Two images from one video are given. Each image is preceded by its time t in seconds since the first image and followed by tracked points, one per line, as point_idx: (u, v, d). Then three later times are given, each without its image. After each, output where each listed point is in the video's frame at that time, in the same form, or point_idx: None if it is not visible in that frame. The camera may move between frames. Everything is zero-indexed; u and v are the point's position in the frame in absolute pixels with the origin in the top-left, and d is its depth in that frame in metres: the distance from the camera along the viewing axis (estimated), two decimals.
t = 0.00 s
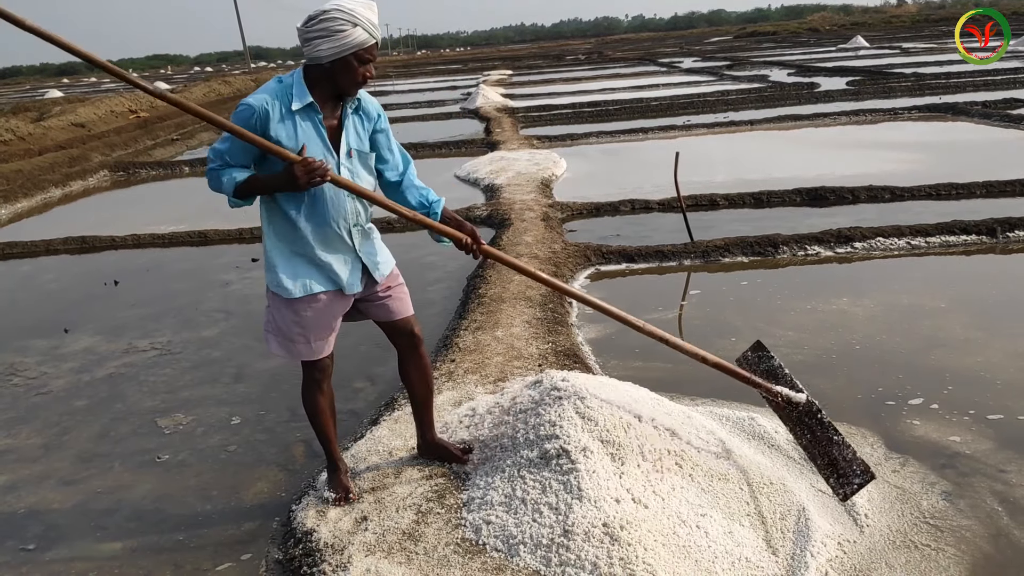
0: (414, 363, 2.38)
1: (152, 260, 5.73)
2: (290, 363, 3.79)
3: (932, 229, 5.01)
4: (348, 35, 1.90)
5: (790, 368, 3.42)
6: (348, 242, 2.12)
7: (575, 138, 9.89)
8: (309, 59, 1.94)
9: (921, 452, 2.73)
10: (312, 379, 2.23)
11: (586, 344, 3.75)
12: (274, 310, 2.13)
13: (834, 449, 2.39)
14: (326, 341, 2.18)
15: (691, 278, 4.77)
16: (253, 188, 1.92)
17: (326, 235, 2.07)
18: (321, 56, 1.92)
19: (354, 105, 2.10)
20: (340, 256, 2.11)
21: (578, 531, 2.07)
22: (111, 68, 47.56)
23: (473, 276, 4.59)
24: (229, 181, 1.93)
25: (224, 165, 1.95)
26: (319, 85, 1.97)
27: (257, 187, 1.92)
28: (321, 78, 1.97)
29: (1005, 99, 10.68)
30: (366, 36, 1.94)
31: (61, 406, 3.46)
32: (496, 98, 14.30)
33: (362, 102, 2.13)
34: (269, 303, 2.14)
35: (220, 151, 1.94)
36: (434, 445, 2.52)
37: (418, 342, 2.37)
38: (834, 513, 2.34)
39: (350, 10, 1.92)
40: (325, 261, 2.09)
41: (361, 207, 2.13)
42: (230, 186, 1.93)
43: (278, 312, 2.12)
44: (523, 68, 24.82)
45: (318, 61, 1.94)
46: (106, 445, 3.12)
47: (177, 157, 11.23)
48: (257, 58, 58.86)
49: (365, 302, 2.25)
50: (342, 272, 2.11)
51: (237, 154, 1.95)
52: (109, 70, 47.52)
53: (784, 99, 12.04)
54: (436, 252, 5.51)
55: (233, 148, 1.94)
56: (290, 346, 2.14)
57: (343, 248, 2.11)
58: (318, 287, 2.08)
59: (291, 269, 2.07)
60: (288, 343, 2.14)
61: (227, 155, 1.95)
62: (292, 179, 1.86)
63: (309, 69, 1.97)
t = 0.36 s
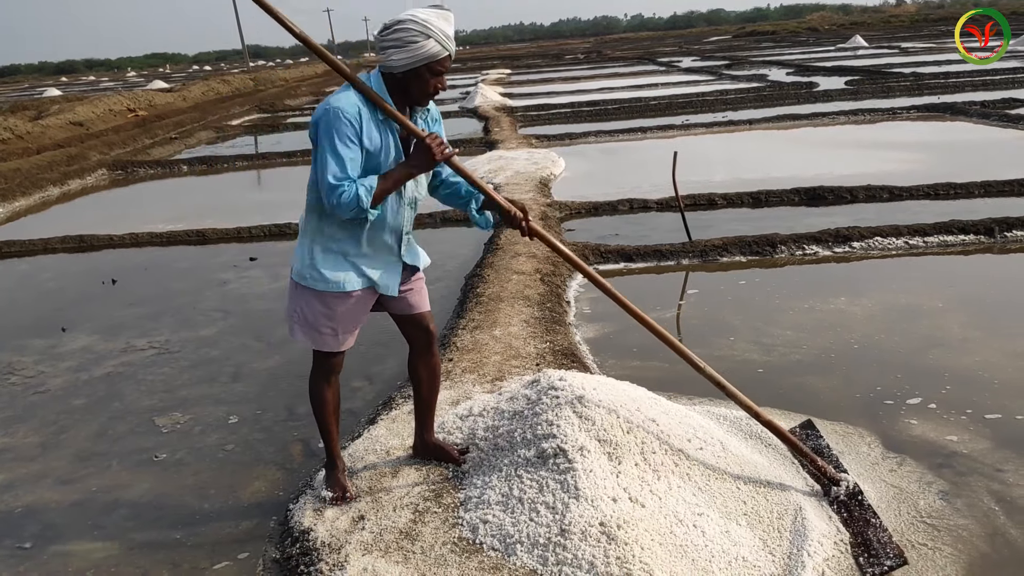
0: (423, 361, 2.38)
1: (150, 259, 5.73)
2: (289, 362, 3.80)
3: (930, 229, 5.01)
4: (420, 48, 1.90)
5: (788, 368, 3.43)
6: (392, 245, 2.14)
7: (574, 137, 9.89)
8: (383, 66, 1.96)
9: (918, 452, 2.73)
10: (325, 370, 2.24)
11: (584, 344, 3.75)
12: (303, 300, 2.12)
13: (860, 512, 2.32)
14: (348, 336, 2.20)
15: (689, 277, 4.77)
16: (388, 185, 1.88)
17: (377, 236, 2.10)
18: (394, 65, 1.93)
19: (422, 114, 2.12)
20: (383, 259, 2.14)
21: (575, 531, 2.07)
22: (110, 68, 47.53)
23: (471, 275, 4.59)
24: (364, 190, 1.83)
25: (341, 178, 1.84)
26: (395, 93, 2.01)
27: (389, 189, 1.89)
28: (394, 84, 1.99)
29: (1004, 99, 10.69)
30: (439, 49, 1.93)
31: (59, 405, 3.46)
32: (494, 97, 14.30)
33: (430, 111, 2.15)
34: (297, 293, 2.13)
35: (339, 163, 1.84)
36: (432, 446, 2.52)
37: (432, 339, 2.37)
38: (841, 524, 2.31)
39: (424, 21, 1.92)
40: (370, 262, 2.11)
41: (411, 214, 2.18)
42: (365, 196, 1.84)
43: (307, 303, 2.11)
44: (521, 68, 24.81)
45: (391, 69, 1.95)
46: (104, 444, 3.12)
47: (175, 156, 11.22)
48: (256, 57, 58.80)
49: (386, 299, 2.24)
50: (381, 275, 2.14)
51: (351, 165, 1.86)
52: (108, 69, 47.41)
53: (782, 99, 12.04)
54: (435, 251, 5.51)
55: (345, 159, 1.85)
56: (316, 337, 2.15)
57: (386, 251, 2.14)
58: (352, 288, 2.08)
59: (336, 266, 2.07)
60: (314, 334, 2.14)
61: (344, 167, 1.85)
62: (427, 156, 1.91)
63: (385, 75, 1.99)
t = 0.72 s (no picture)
0: (423, 358, 2.39)
1: (149, 259, 5.72)
2: (288, 362, 3.80)
3: (928, 230, 5.03)
4: (480, 95, 1.91)
5: (786, 368, 3.44)
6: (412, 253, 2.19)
7: (573, 137, 9.90)
8: (443, 104, 1.97)
9: (916, 453, 2.74)
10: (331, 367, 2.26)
11: (582, 344, 3.76)
12: (309, 293, 2.13)
13: (858, 513, 2.33)
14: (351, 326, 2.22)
15: (687, 278, 4.78)
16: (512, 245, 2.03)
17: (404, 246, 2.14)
18: (452, 108, 1.94)
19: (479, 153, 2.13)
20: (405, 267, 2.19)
21: (573, 531, 2.07)
22: (108, 67, 47.53)
23: (471, 276, 4.60)
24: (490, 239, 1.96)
25: (468, 222, 1.92)
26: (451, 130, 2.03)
27: (512, 247, 2.04)
28: (454, 124, 2.00)
29: (1001, 100, 10.73)
30: (498, 98, 1.94)
31: (57, 405, 3.46)
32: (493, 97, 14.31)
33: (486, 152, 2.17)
34: (304, 287, 2.14)
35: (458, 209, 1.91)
36: (431, 447, 2.52)
37: (431, 337, 2.38)
38: (838, 524, 2.32)
39: (489, 70, 1.91)
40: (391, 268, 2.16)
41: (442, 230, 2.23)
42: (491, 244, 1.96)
43: (313, 296, 2.13)
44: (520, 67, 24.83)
45: (449, 109, 1.96)
46: (102, 444, 3.12)
47: (173, 155, 11.20)
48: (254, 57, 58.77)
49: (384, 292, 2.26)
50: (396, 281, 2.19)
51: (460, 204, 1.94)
52: (106, 68, 47.30)
53: (780, 99, 12.06)
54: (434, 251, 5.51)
55: (455, 198, 1.91)
56: (322, 329, 2.17)
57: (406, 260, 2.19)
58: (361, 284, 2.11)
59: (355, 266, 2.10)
60: (320, 326, 2.16)
61: (459, 209, 1.92)
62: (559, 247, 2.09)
63: (445, 113, 1.99)
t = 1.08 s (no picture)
0: (412, 355, 2.39)
1: (148, 257, 5.72)
2: (287, 360, 3.80)
3: (926, 229, 5.03)
4: (446, 84, 1.91)
5: (785, 367, 3.44)
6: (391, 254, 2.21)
7: (571, 137, 9.89)
8: (407, 97, 1.97)
9: (916, 451, 2.74)
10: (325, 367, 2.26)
11: (581, 343, 3.76)
12: (291, 296, 2.13)
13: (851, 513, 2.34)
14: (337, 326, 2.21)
15: (686, 277, 4.78)
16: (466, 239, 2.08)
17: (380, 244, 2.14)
18: (417, 98, 1.95)
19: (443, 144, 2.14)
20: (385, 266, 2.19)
21: (574, 528, 2.08)
22: (106, 66, 47.52)
23: (469, 274, 4.59)
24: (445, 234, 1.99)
25: (424, 215, 1.95)
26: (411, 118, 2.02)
27: (463, 241, 2.09)
28: (417, 117, 2.01)
29: (1000, 100, 10.74)
30: (465, 87, 1.95)
31: (56, 403, 3.46)
32: (492, 96, 14.30)
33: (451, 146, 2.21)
34: (285, 291, 2.13)
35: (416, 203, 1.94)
36: (432, 445, 2.53)
37: (414, 335, 2.38)
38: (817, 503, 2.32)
39: (454, 59, 1.92)
40: (372, 268, 2.15)
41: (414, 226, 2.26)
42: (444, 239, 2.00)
43: (295, 299, 2.12)
44: (519, 66, 24.81)
45: (414, 101, 1.97)
46: (101, 442, 3.11)
47: (171, 154, 11.19)
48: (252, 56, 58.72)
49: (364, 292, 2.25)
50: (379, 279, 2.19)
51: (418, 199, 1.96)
52: (104, 67, 47.21)
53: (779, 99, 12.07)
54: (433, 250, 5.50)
55: (412, 194, 1.94)
56: (307, 332, 2.16)
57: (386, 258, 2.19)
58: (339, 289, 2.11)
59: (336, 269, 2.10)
60: (306, 329, 2.15)
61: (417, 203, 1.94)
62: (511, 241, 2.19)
63: (409, 106, 2.00)
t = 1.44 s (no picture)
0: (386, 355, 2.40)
1: (147, 255, 5.71)
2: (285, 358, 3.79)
3: (925, 229, 5.03)
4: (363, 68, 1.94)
5: (783, 367, 3.44)
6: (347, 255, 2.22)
7: (570, 136, 9.89)
8: (328, 87, 2.01)
9: (914, 451, 2.75)
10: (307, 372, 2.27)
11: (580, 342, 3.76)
12: (260, 307, 2.13)
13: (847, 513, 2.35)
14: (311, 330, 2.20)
15: (685, 276, 4.79)
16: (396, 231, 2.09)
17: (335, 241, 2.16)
18: (338, 86, 1.98)
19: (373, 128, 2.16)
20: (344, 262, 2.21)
21: (572, 527, 2.08)
22: (104, 63, 47.39)
23: (467, 274, 4.59)
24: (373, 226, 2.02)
25: (350, 208, 1.98)
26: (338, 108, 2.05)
27: (392, 232, 2.09)
28: (342, 106, 2.03)
29: (998, 100, 10.76)
30: (383, 68, 1.96)
31: (54, 400, 3.45)
32: (491, 95, 14.29)
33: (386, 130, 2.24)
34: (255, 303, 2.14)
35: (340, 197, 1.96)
36: (428, 443, 2.52)
37: (384, 337, 2.38)
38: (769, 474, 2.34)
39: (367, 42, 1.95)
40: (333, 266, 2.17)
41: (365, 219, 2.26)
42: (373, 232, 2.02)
43: (264, 309, 2.13)
44: (517, 65, 24.79)
45: (337, 90, 2.00)
46: (100, 440, 3.11)
47: (170, 152, 11.17)
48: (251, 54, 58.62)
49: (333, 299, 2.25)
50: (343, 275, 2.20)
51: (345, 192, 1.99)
52: (102, 65, 47.07)
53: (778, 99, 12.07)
54: (431, 248, 5.50)
55: (337, 186, 1.96)
56: (281, 340, 2.16)
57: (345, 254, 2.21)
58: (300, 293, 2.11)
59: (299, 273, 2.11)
60: (279, 337, 2.16)
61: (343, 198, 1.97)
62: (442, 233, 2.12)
63: (333, 95, 2.03)
